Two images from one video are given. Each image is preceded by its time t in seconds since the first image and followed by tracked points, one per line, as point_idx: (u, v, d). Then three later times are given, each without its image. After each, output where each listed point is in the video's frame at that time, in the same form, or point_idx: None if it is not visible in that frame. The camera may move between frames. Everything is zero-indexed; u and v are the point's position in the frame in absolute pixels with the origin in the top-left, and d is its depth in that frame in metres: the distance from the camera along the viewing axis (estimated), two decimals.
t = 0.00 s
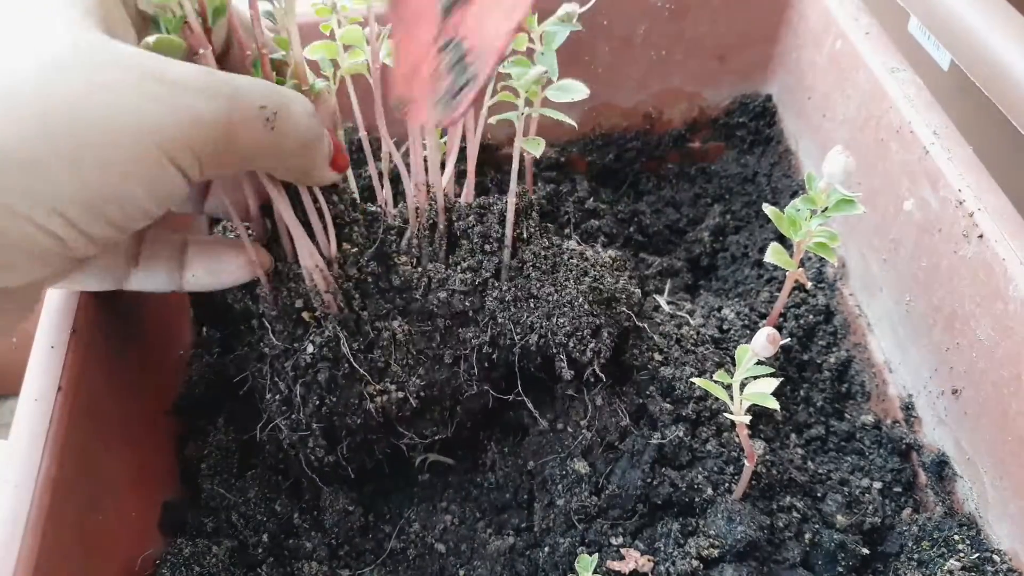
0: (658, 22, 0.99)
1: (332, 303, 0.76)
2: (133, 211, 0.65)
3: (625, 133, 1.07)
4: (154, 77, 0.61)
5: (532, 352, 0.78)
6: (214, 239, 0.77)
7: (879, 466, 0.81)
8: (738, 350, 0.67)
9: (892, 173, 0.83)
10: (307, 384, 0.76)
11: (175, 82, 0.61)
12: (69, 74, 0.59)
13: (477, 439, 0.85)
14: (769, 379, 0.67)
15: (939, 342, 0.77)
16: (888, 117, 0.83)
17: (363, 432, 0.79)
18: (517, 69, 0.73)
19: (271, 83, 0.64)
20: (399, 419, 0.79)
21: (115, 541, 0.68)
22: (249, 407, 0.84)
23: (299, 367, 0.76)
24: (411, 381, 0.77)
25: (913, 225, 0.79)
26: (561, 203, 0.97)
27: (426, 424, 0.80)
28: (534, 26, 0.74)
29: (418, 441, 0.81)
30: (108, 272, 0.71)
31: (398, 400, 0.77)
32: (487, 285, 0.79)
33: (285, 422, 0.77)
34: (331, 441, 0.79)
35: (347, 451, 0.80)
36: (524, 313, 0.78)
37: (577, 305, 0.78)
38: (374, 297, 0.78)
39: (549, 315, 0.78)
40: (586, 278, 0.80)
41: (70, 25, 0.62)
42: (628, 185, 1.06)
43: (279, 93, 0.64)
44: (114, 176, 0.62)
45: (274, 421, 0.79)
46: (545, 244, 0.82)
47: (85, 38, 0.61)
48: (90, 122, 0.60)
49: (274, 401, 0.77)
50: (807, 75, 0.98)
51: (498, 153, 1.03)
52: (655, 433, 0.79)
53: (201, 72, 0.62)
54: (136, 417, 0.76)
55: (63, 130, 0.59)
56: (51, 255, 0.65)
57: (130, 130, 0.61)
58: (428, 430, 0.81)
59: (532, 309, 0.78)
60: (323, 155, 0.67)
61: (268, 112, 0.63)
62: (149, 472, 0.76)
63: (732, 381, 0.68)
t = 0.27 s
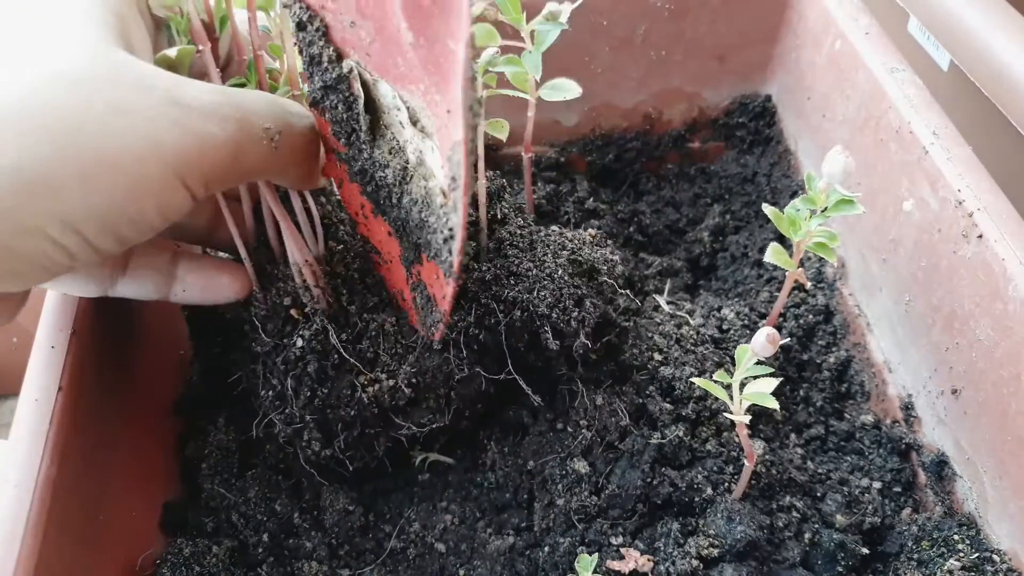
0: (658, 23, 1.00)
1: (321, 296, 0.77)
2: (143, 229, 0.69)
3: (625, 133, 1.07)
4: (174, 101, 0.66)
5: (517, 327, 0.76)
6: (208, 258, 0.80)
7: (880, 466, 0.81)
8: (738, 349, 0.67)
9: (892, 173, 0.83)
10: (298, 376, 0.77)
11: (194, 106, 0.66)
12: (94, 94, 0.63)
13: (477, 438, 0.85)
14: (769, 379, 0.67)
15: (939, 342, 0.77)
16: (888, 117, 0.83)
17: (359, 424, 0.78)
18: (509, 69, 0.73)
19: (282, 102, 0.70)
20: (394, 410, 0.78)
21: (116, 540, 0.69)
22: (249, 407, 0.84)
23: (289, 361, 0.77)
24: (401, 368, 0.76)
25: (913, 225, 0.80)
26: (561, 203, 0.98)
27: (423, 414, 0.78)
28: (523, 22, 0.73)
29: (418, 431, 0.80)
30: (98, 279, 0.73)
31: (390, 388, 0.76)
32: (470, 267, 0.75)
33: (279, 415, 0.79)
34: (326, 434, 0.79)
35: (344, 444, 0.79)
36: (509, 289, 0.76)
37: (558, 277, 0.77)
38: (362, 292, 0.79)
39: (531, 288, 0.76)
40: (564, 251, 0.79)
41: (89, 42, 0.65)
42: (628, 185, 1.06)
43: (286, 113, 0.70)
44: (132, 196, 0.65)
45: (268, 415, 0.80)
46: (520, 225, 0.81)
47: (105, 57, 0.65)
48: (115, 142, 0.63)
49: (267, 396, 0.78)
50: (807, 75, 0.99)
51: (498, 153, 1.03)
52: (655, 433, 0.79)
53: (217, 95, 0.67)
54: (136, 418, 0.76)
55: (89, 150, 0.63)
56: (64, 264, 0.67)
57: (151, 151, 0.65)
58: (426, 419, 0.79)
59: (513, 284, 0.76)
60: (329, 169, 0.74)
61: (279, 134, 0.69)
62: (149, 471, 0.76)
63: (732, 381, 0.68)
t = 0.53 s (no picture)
0: (658, 23, 1.00)
1: (313, 301, 0.81)
2: (152, 243, 0.71)
3: (625, 133, 1.07)
4: (182, 117, 0.68)
5: (499, 315, 0.77)
6: (208, 260, 0.82)
7: (880, 466, 0.81)
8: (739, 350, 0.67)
9: (892, 173, 0.83)
10: (288, 376, 0.79)
11: (202, 121, 0.68)
12: (106, 109, 0.65)
13: (476, 437, 0.85)
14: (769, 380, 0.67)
15: (939, 342, 0.77)
16: (888, 117, 0.83)
17: (350, 423, 0.79)
18: (519, 74, 0.77)
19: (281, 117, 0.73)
20: (385, 408, 0.78)
21: (116, 540, 0.69)
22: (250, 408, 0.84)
23: (280, 361, 0.80)
24: (388, 365, 0.77)
25: (913, 225, 0.80)
26: (561, 203, 0.98)
27: (415, 410, 0.78)
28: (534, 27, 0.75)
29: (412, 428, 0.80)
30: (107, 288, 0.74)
31: (379, 384, 0.77)
32: (451, 258, 0.77)
33: (269, 416, 0.80)
34: (316, 434, 0.80)
35: (336, 443, 0.80)
36: (497, 279, 0.77)
37: (537, 263, 0.79)
38: (352, 296, 0.82)
39: (511, 275, 0.77)
40: (543, 239, 0.82)
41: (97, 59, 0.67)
42: (628, 185, 1.06)
43: (284, 127, 0.73)
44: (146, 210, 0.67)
45: (259, 416, 0.81)
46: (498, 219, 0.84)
47: (115, 74, 0.66)
48: (129, 156, 0.65)
49: (259, 396, 0.80)
50: (807, 75, 0.99)
51: (499, 153, 1.03)
52: (655, 433, 0.79)
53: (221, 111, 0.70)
54: (136, 418, 0.76)
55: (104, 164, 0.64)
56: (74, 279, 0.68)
57: (162, 164, 0.67)
58: (418, 415, 0.79)
59: (493, 272, 0.77)
60: (319, 177, 0.77)
61: (281, 148, 0.72)
62: (149, 471, 0.76)
63: (732, 382, 0.68)
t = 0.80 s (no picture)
0: (658, 23, 1.00)
1: (315, 308, 0.80)
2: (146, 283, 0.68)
3: (625, 133, 1.07)
4: (173, 148, 0.65)
5: (526, 319, 0.79)
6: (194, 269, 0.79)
7: (880, 466, 0.81)
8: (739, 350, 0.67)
9: (892, 173, 0.83)
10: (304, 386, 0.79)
11: (193, 149, 0.66)
12: (96, 141, 0.61)
13: (476, 437, 0.84)
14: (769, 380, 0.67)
15: (939, 342, 0.77)
16: (888, 117, 0.83)
17: (367, 427, 0.79)
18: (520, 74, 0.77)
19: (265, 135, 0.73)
20: (401, 411, 0.79)
21: (116, 540, 0.69)
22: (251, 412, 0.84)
23: (295, 372, 0.79)
24: (404, 369, 0.78)
25: (912, 225, 0.80)
26: (561, 203, 0.98)
27: (428, 412, 0.79)
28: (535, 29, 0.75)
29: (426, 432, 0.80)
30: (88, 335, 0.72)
31: (395, 388, 0.78)
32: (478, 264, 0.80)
33: (287, 425, 0.79)
34: (336, 441, 0.80)
35: (355, 449, 0.80)
36: (516, 281, 0.80)
37: (564, 270, 0.83)
38: (361, 297, 0.82)
39: (538, 279, 0.81)
40: (568, 247, 0.86)
41: (80, 79, 0.63)
42: (627, 185, 1.06)
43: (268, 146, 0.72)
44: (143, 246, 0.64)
45: (276, 426, 0.80)
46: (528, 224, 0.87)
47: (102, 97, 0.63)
48: (124, 190, 0.62)
49: (275, 408, 0.80)
50: (807, 75, 0.99)
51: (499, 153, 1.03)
52: (655, 433, 0.79)
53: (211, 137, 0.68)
54: (137, 419, 0.76)
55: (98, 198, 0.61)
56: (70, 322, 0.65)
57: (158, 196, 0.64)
58: (433, 417, 0.79)
59: (522, 276, 0.80)
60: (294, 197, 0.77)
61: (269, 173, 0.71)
62: (149, 471, 0.76)
63: (732, 382, 0.68)
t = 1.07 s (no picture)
0: (658, 23, 1.00)
1: (313, 332, 0.78)
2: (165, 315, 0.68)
3: (625, 133, 1.07)
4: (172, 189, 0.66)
5: (521, 319, 0.80)
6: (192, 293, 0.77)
7: (879, 466, 0.81)
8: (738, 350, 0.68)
9: (892, 173, 0.83)
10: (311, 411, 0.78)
11: (178, 211, 0.66)
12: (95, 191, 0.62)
13: (476, 438, 0.85)
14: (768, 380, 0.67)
15: (938, 342, 0.77)
16: (888, 117, 0.83)
17: (375, 441, 0.79)
18: (520, 74, 0.78)
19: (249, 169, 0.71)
20: (407, 421, 0.79)
21: (117, 540, 0.70)
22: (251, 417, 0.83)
23: (299, 398, 0.78)
24: (408, 380, 0.78)
25: (912, 226, 0.80)
26: (561, 203, 0.98)
27: (434, 419, 0.79)
28: (535, 30, 0.76)
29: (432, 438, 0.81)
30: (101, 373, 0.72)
31: (400, 401, 0.78)
32: (468, 263, 0.82)
33: (297, 451, 0.79)
34: (346, 459, 0.79)
35: (365, 464, 0.80)
36: (511, 282, 0.80)
37: (556, 264, 0.82)
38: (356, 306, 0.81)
39: (532, 277, 0.81)
40: (558, 240, 0.85)
41: (55, 151, 0.62)
42: (627, 185, 1.06)
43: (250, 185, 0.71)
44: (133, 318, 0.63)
45: (285, 453, 0.79)
46: (512, 220, 0.87)
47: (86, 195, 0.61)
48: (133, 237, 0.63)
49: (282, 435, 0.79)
50: (807, 75, 0.99)
51: (499, 154, 1.03)
52: (655, 433, 0.80)
53: (194, 191, 0.67)
54: (137, 431, 0.76)
55: (81, 275, 0.60)
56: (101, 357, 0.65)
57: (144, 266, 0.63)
58: (438, 424, 0.80)
59: (514, 276, 0.81)
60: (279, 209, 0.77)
61: (255, 220, 0.71)
62: (150, 472, 0.76)
63: (731, 382, 0.68)
